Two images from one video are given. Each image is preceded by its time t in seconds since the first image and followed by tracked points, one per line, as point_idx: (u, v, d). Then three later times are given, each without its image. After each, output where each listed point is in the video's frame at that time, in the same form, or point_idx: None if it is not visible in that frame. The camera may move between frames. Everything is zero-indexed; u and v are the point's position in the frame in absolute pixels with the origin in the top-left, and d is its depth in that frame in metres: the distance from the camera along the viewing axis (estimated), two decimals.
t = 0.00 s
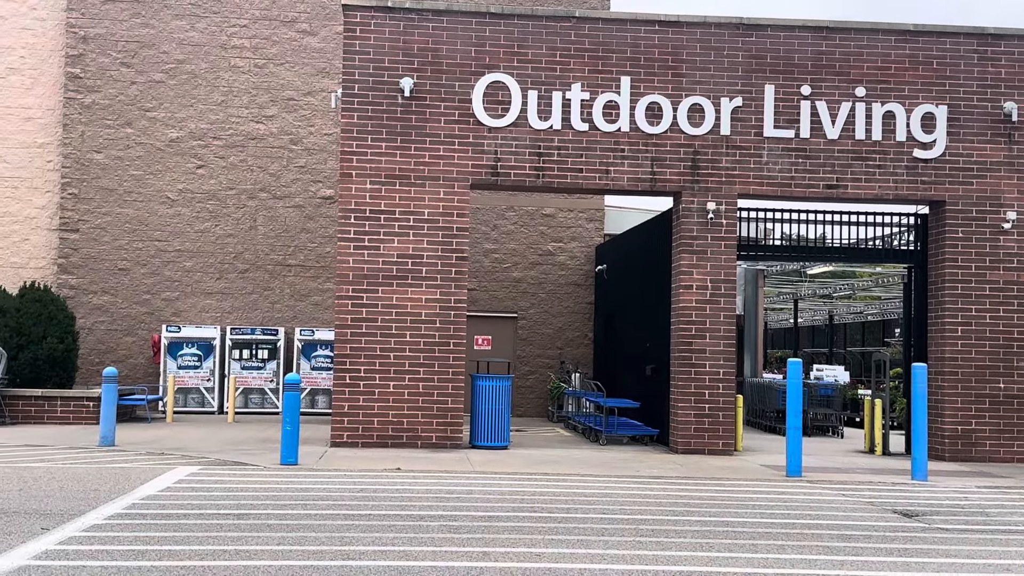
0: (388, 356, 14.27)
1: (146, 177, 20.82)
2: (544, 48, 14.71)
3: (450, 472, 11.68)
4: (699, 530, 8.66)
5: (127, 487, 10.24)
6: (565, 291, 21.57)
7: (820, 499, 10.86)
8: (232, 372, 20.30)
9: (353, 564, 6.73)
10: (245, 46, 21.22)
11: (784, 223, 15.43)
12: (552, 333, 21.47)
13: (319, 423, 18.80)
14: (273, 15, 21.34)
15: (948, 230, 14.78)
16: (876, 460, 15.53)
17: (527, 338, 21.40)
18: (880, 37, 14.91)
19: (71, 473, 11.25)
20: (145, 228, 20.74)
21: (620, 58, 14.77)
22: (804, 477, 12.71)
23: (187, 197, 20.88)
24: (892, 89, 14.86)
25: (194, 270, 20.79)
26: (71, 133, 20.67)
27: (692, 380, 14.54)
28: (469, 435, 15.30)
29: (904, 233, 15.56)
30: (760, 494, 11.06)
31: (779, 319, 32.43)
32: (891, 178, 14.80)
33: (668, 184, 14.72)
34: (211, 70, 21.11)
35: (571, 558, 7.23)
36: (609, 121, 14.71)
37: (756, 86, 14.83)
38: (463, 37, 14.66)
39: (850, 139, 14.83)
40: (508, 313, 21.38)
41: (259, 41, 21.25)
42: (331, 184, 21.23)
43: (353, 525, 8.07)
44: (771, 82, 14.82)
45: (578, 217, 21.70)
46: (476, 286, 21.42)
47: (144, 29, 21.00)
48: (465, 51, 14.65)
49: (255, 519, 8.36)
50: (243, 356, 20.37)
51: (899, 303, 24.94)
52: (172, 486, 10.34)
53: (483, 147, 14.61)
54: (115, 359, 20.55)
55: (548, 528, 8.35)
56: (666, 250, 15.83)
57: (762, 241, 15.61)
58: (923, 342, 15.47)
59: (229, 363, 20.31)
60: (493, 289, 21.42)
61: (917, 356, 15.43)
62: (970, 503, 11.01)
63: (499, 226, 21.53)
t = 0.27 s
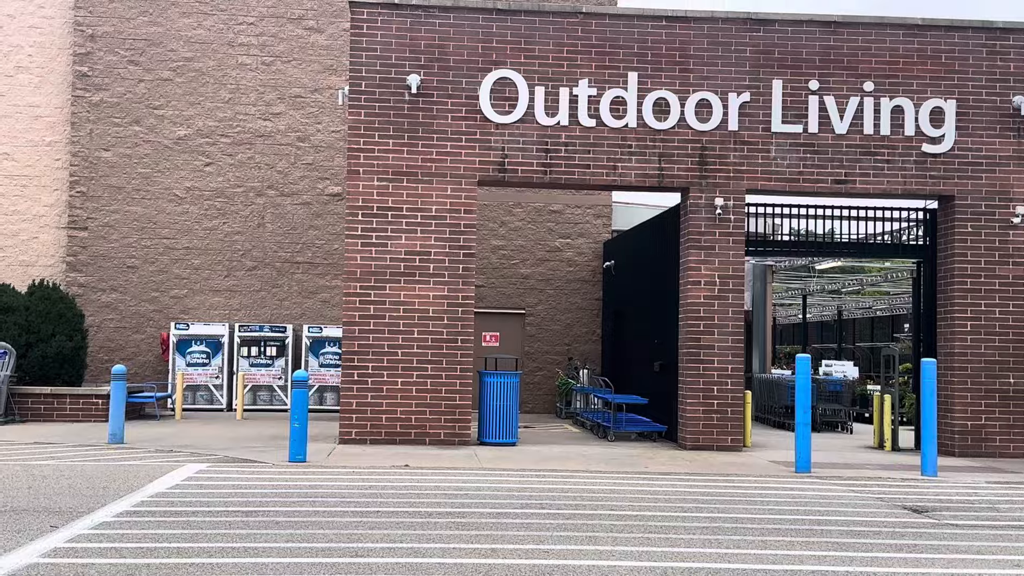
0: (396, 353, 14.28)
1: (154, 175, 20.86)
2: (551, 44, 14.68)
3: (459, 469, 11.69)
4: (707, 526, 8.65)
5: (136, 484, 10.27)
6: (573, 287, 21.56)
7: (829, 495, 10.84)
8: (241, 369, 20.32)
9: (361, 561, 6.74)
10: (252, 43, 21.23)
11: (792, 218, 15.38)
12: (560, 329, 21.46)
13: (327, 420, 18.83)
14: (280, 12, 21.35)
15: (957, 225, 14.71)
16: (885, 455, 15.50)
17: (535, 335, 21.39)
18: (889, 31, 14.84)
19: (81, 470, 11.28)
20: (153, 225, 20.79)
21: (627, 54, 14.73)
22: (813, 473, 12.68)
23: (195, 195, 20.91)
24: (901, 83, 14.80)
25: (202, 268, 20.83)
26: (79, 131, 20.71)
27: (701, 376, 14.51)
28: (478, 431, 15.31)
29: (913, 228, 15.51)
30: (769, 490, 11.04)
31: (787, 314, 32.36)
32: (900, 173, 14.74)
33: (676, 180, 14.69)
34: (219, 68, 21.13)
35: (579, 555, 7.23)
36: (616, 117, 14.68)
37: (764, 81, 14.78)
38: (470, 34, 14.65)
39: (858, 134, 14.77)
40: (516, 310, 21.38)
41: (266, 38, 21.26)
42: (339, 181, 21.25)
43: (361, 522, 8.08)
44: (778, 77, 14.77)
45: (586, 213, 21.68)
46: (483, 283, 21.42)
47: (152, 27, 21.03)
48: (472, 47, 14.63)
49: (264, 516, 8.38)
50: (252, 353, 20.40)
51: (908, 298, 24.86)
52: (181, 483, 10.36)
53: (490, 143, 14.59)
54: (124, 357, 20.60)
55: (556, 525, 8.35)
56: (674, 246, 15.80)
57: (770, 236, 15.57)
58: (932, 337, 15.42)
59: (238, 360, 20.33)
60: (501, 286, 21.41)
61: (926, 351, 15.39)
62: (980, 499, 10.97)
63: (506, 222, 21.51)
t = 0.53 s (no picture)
0: (398, 349, 14.27)
1: (155, 173, 20.85)
2: (551, 39, 14.65)
3: (461, 465, 11.68)
4: (710, 522, 8.63)
5: (138, 481, 10.26)
6: (574, 283, 21.54)
7: (832, 490, 10.82)
8: (243, 366, 20.31)
9: (364, 558, 6.74)
10: (252, 41, 21.20)
11: (793, 213, 15.36)
12: (561, 325, 21.45)
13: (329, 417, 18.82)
14: (280, 9, 21.33)
15: (959, 219, 14.69)
16: (887, 450, 15.49)
17: (536, 331, 21.38)
18: (890, 25, 14.81)
19: (83, 468, 11.28)
20: (154, 223, 20.78)
21: (628, 49, 14.70)
22: (815, 468, 12.66)
23: (196, 192, 20.90)
24: (902, 77, 14.77)
25: (203, 265, 20.83)
26: (80, 129, 20.70)
27: (702, 371, 14.50)
28: (479, 428, 15.30)
29: (915, 223, 15.49)
30: (771, 485, 11.03)
31: (789, 309, 32.35)
32: (901, 167, 14.72)
33: (677, 175, 14.66)
34: (219, 65, 21.10)
35: (582, 551, 7.22)
36: (617, 113, 14.65)
37: (764, 75, 14.75)
38: (470, 30, 14.62)
39: (859, 128, 14.74)
40: (518, 306, 21.37)
41: (266, 35, 21.23)
42: (339, 178, 21.24)
43: (363, 518, 8.08)
44: (779, 71, 14.74)
45: (587, 208, 21.65)
46: (484, 279, 21.40)
47: (152, 24, 21.01)
48: (472, 43, 14.61)
49: (266, 513, 8.37)
50: (253, 351, 20.38)
51: (910, 293, 24.84)
52: (183, 480, 10.36)
53: (491, 139, 14.57)
54: (126, 354, 20.61)
55: (558, 521, 8.34)
56: (676, 242, 15.79)
57: (771, 231, 15.55)
58: (934, 331, 15.40)
59: (239, 357, 20.32)
60: (502, 282, 21.40)
61: (929, 346, 15.37)
62: (983, 493, 10.96)
63: (507, 219, 21.49)
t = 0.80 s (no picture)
0: (388, 346, 14.24)
1: (144, 170, 20.76)
2: (541, 35, 14.62)
3: (452, 462, 11.66)
4: (702, 517, 8.62)
5: (128, 479, 10.21)
6: (565, 279, 21.53)
7: (823, 485, 10.83)
8: (233, 363, 20.25)
9: (355, 555, 6.71)
10: (241, 37, 21.12)
11: (783, 208, 15.38)
12: (553, 321, 21.44)
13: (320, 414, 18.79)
14: (269, 5, 21.24)
15: (949, 213, 14.71)
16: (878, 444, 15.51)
17: (528, 327, 21.37)
18: (880, 20, 14.82)
19: (72, 466, 11.22)
20: (144, 220, 20.69)
21: (618, 45, 14.68)
22: (806, 463, 12.67)
23: (185, 189, 20.81)
24: (892, 72, 14.78)
25: (193, 263, 20.75)
26: (69, 126, 20.60)
27: (694, 367, 14.50)
28: (471, 424, 15.28)
29: (906, 218, 15.52)
30: (762, 480, 11.03)
31: (780, 304, 32.40)
32: (891, 162, 14.73)
33: (668, 171, 14.65)
34: (208, 61, 21.01)
35: (573, 547, 7.20)
36: (608, 108, 14.63)
37: (755, 70, 14.74)
38: (460, 25, 14.58)
39: (850, 123, 14.75)
40: (509, 302, 21.35)
41: (256, 32, 21.15)
42: (330, 175, 21.17)
43: (355, 515, 8.05)
44: (770, 67, 14.73)
45: (578, 204, 21.64)
46: (475, 276, 21.38)
47: (141, 21, 20.91)
48: (462, 39, 14.57)
49: (257, 510, 8.34)
50: (244, 348, 20.31)
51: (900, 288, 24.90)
52: (173, 478, 10.31)
53: (482, 135, 14.54)
54: (116, 352, 20.52)
55: (549, 517, 8.31)
56: (667, 238, 15.79)
57: (762, 226, 15.55)
58: (925, 325, 15.44)
59: (230, 355, 20.25)
60: (493, 278, 21.37)
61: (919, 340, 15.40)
62: (974, 487, 10.99)
63: (498, 215, 21.46)
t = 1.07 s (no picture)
0: (363, 341, 14.17)
1: (116, 165, 20.54)
2: (516, 29, 14.58)
3: (427, 458, 11.62)
4: (676, 511, 8.64)
5: (99, 477, 10.10)
6: (541, 274, 21.52)
7: (797, 478, 10.88)
8: (207, 360, 20.10)
9: (327, 551, 6.67)
10: (214, 31, 20.93)
11: (757, 203, 15.43)
12: (529, 316, 21.43)
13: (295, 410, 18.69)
14: None
15: (921, 207, 14.82)
16: (852, 437, 15.62)
17: (503, 322, 21.35)
18: (853, 14, 14.89)
19: (42, 464, 11.09)
20: (115, 216, 20.48)
21: (593, 39, 14.67)
22: (780, 456, 12.74)
23: (157, 184, 20.62)
24: (865, 66, 14.86)
25: (166, 258, 20.56)
26: (39, 120, 20.35)
27: (669, 361, 14.53)
28: (446, 419, 15.25)
29: (878, 211, 15.62)
30: (736, 474, 11.07)
31: (755, 299, 32.58)
32: (864, 156, 14.82)
33: (643, 165, 14.66)
34: (180, 55, 20.81)
35: (548, 542, 7.20)
36: (582, 103, 14.62)
37: (729, 65, 14.77)
38: (434, 19, 14.52)
39: (823, 117, 14.82)
40: (485, 297, 21.32)
41: (228, 25, 20.97)
42: (303, 170, 21.04)
43: (328, 512, 8.00)
44: (744, 61, 14.78)
45: (553, 199, 21.63)
46: (451, 271, 21.32)
47: (111, 14, 20.68)
48: (436, 32, 14.50)
49: (229, 507, 8.27)
50: (217, 344, 20.17)
51: (874, 281, 25.09)
52: (145, 475, 10.21)
53: (456, 130, 14.49)
54: (88, 349, 20.31)
55: (523, 512, 8.30)
56: (642, 232, 15.81)
57: (736, 221, 15.61)
58: (897, 318, 15.55)
59: (204, 351, 20.11)
60: (469, 273, 21.32)
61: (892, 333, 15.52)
62: (946, 479, 11.09)
63: (473, 209, 21.41)
